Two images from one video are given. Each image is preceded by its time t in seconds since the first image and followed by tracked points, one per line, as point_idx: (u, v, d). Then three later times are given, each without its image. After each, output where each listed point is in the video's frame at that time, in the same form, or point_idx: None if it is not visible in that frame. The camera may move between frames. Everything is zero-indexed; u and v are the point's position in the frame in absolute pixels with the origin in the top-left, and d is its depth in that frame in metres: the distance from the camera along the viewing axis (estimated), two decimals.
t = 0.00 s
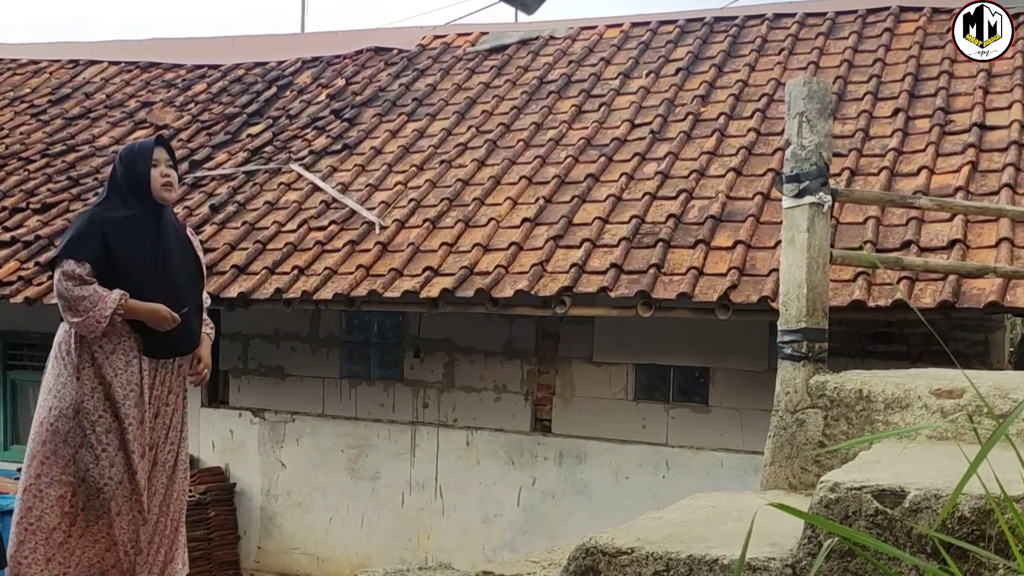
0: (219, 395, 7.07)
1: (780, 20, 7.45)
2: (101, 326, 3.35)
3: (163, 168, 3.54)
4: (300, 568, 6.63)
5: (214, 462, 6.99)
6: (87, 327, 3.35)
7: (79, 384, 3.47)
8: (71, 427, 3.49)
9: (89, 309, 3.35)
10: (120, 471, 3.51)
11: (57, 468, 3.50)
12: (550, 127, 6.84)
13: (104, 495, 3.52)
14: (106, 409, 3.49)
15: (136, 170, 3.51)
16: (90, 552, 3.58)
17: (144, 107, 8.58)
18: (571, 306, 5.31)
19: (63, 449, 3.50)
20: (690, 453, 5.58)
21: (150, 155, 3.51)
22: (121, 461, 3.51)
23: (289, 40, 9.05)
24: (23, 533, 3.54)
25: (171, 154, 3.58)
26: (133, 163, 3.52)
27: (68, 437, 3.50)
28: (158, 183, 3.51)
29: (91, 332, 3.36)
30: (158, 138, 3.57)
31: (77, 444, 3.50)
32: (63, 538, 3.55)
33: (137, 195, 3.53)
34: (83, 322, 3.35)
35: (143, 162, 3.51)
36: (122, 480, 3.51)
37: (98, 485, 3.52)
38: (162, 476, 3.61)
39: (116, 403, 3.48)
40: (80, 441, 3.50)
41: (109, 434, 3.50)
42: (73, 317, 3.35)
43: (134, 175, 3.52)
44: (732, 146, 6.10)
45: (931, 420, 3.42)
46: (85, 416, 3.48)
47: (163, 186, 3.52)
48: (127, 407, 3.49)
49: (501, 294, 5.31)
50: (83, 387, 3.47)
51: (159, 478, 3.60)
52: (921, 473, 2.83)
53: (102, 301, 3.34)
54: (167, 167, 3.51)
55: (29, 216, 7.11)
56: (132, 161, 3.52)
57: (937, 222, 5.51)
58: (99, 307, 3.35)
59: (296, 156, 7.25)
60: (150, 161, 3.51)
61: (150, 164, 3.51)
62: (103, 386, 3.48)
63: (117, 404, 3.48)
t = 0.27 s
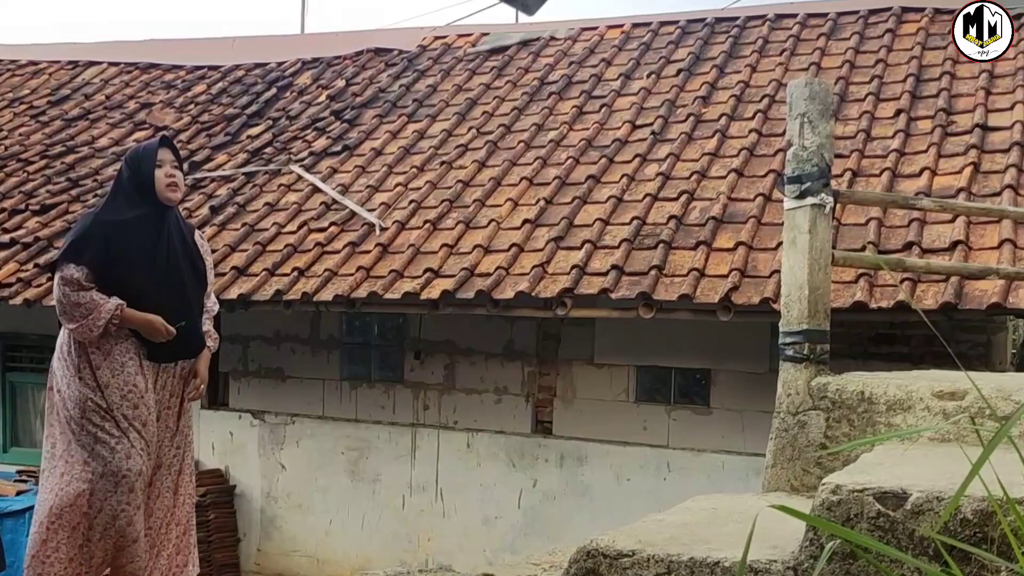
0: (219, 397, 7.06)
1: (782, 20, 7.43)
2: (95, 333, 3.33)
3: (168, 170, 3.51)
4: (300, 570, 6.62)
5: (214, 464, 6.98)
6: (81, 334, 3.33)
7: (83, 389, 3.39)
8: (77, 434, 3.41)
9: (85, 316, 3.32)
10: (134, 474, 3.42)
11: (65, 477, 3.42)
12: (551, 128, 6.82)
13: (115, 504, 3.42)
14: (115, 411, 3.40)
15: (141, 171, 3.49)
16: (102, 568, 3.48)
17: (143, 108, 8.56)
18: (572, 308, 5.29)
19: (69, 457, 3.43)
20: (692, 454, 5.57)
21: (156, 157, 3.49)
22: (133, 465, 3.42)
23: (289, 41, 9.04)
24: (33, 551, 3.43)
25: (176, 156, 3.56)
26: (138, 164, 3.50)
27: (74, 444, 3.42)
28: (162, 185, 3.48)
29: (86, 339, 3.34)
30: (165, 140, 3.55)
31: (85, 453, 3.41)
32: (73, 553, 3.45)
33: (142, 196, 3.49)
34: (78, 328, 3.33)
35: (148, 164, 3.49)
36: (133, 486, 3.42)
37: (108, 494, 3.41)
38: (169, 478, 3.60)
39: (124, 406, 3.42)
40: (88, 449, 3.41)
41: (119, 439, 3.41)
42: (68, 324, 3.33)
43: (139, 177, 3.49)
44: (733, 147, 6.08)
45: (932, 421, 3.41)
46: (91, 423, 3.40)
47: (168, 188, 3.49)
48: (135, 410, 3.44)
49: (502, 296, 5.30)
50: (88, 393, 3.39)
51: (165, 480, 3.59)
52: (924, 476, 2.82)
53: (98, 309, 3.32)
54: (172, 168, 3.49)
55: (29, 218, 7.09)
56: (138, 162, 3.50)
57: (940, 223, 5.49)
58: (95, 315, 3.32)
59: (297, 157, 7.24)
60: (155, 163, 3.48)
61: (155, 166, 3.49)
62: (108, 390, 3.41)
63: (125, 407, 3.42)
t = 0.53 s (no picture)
0: (219, 398, 7.04)
1: (783, 21, 7.42)
2: (97, 336, 3.31)
3: (173, 172, 3.48)
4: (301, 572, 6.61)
5: (214, 466, 6.97)
6: (81, 337, 3.31)
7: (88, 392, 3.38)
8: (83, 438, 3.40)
9: (87, 319, 3.31)
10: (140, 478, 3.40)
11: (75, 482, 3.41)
12: (551, 129, 6.81)
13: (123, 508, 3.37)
14: (119, 414, 3.39)
15: (146, 172, 3.46)
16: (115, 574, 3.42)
17: (143, 108, 8.55)
18: (573, 309, 5.29)
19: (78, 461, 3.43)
20: (693, 456, 5.56)
21: (161, 158, 3.46)
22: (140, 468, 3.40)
23: (289, 41, 9.02)
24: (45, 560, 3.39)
25: (182, 156, 3.53)
26: (143, 165, 3.47)
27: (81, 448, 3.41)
28: (167, 186, 3.45)
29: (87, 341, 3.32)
30: (171, 140, 3.52)
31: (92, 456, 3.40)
32: (85, 563, 3.39)
33: (145, 199, 3.46)
34: (79, 331, 3.31)
35: (153, 164, 3.46)
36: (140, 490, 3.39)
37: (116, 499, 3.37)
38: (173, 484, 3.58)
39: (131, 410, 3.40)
40: (95, 453, 3.40)
41: (125, 443, 3.39)
42: (71, 326, 3.32)
43: (144, 178, 3.47)
44: (734, 147, 6.07)
45: (934, 423, 3.41)
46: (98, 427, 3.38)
47: (172, 189, 3.46)
48: (141, 413, 3.42)
49: (502, 297, 5.28)
50: (92, 396, 3.38)
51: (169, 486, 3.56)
52: (925, 477, 2.81)
53: (99, 312, 3.30)
54: (177, 170, 3.46)
55: (28, 219, 7.08)
56: (143, 163, 3.47)
57: (941, 224, 5.48)
58: (96, 319, 3.30)
59: (297, 158, 7.22)
60: (159, 164, 3.45)
61: (159, 167, 3.46)
62: (113, 393, 3.38)
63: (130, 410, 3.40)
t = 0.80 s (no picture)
0: (218, 401, 7.03)
1: (783, 22, 7.40)
2: (100, 340, 3.23)
3: (178, 175, 3.40)
4: None
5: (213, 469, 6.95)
6: (85, 340, 3.22)
7: (93, 398, 3.31)
8: (87, 444, 3.35)
9: (90, 322, 3.23)
10: (145, 485, 3.34)
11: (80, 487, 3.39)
12: (551, 131, 6.80)
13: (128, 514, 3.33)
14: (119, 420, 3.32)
15: (150, 176, 3.38)
16: None
17: (142, 110, 8.54)
18: (573, 311, 5.27)
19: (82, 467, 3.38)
20: (693, 458, 5.54)
21: (166, 161, 3.38)
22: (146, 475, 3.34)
23: (289, 43, 9.01)
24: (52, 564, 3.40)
25: (189, 159, 3.45)
26: (148, 168, 3.39)
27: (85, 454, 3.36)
28: (172, 190, 3.37)
29: (89, 345, 3.23)
30: (177, 143, 3.44)
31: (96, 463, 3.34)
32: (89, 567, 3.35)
33: (150, 203, 3.38)
34: (83, 335, 3.23)
35: (158, 167, 3.38)
36: (145, 497, 3.34)
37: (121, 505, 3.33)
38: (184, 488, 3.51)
39: (136, 416, 3.34)
40: (100, 460, 3.34)
41: (130, 450, 3.33)
42: (72, 329, 3.23)
43: (149, 181, 3.39)
44: (735, 149, 6.05)
45: (935, 426, 3.39)
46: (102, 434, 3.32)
47: (177, 193, 3.38)
48: (147, 419, 3.36)
49: (503, 299, 5.27)
50: (97, 402, 3.31)
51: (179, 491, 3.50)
52: (927, 480, 2.79)
53: (103, 314, 3.22)
54: (182, 174, 3.38)
55: (26, 221, 7.06)
56: (148, 166, 3.40)
57: (943, 226, 5.46)
58: (101, 321, 3.22)
59: (296, 160, 7.21)
60: (165, 168, 3.37)
61: (165, 170, 3.38)
62: (119, 400, 3.32)
63: (135, 417, 3.33)
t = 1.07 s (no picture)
0: (218, 402, 7.02)
1: (784, 22, 7.39)
2: (104, 341, 3.20)
3: (181, 175, 3.37)
4: None
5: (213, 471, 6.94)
6: (88, 342, 3.19)
7: (90, 401, 3.29)
8: (84, 446, 3.32)
9: (94, 324, 3.19)
10: (141, 489, 3.33)
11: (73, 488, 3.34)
12: (551, 131, 6.78)
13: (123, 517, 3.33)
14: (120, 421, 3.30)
15: (152, 175, 3.35)
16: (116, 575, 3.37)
17: (141, 111, 8.52)
18: (573, 312, 5.26)
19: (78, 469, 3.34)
20: (693, 459, 5.53)
21: (169, 160, 3.34)
22: (142, 480, 3.33)
23: (288, 43, 8.99)
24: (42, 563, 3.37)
25: (191, 158, 3.42)
26: (151, 167, 3.35)
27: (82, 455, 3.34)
28: (174, 191, 3.34)
29: (94, 346, 3.20)
30: (180, 142, 3.40)
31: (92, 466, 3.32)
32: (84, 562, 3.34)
33: (151, 203, 3.35)
34: (86, 336, 3.20)
35: (160, 167, 3.34)
36: (141, 501, 3.32)
37: (116, 508, 3.33)
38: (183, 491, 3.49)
39: (134, 420, 3.31)
40: (96, 462, 3.32)
41: (128, 454, 3.31)
42: (75, 330, 3.19)
43: (151, 180, 3.35)
44: (735, 149, 6.04)
45: (936, 427, 3.38)
46: (99, 436, 3.31)
47: (180, 194, 3.35)
48: (145, 423, 3.33)
49: (502, 300, 5.26)
50: (95, 405, 3.29)
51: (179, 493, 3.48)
52: (928, 482, 2.77)
53: (107, 315, 3.19)
54: (184, 174, 3.34)
55: (25, 222, 7.05)
56: (150, 165, 3.36)
57: (943, 226, 5.45)
58: (105, 322, 3.19)
59: (295, 161, 7.19)
60: (167, 168, 3.34)
61: (167, 170, 3.35)
62: (117, 403, 3.30)
63: (133, 422, 3.31)
